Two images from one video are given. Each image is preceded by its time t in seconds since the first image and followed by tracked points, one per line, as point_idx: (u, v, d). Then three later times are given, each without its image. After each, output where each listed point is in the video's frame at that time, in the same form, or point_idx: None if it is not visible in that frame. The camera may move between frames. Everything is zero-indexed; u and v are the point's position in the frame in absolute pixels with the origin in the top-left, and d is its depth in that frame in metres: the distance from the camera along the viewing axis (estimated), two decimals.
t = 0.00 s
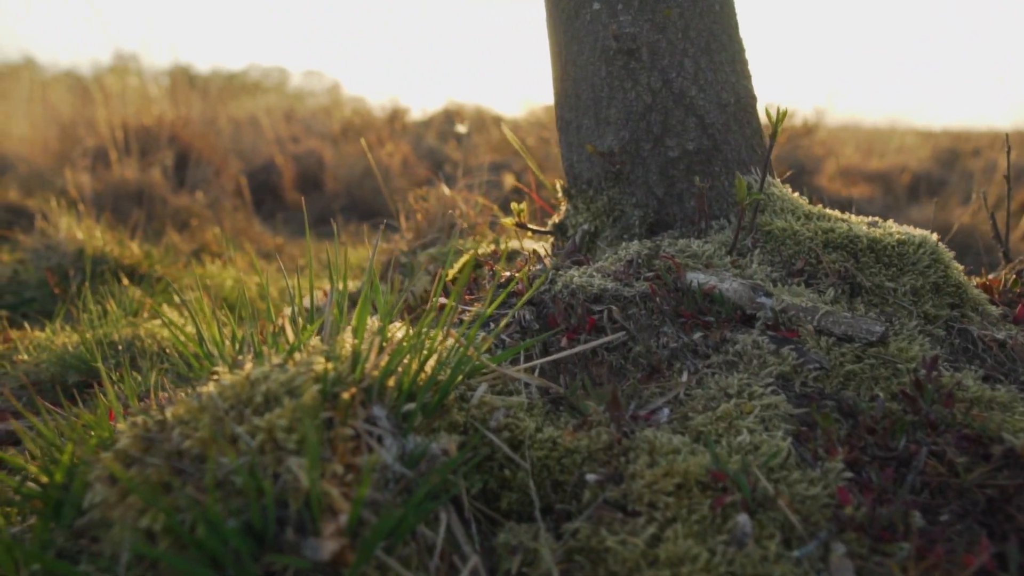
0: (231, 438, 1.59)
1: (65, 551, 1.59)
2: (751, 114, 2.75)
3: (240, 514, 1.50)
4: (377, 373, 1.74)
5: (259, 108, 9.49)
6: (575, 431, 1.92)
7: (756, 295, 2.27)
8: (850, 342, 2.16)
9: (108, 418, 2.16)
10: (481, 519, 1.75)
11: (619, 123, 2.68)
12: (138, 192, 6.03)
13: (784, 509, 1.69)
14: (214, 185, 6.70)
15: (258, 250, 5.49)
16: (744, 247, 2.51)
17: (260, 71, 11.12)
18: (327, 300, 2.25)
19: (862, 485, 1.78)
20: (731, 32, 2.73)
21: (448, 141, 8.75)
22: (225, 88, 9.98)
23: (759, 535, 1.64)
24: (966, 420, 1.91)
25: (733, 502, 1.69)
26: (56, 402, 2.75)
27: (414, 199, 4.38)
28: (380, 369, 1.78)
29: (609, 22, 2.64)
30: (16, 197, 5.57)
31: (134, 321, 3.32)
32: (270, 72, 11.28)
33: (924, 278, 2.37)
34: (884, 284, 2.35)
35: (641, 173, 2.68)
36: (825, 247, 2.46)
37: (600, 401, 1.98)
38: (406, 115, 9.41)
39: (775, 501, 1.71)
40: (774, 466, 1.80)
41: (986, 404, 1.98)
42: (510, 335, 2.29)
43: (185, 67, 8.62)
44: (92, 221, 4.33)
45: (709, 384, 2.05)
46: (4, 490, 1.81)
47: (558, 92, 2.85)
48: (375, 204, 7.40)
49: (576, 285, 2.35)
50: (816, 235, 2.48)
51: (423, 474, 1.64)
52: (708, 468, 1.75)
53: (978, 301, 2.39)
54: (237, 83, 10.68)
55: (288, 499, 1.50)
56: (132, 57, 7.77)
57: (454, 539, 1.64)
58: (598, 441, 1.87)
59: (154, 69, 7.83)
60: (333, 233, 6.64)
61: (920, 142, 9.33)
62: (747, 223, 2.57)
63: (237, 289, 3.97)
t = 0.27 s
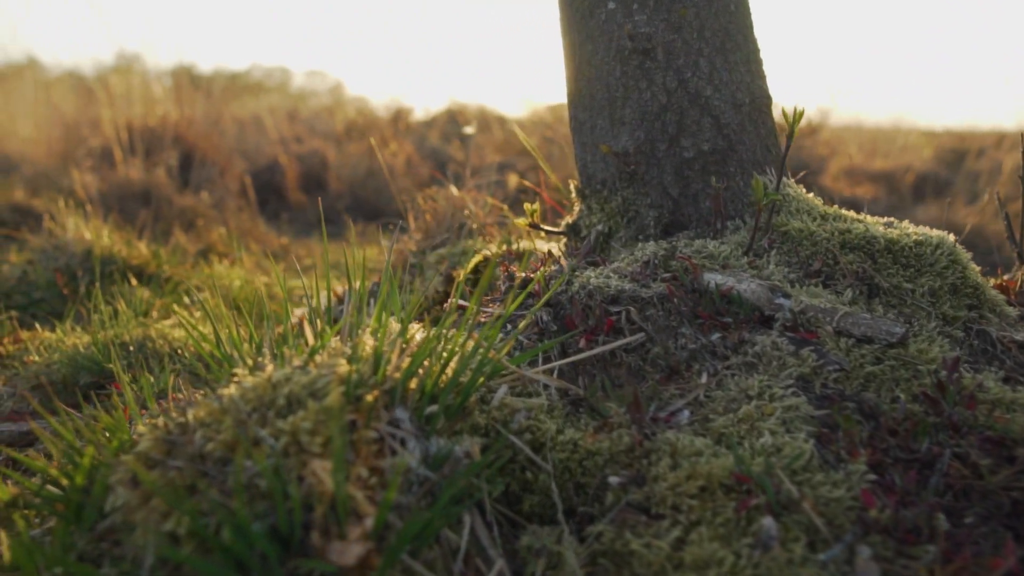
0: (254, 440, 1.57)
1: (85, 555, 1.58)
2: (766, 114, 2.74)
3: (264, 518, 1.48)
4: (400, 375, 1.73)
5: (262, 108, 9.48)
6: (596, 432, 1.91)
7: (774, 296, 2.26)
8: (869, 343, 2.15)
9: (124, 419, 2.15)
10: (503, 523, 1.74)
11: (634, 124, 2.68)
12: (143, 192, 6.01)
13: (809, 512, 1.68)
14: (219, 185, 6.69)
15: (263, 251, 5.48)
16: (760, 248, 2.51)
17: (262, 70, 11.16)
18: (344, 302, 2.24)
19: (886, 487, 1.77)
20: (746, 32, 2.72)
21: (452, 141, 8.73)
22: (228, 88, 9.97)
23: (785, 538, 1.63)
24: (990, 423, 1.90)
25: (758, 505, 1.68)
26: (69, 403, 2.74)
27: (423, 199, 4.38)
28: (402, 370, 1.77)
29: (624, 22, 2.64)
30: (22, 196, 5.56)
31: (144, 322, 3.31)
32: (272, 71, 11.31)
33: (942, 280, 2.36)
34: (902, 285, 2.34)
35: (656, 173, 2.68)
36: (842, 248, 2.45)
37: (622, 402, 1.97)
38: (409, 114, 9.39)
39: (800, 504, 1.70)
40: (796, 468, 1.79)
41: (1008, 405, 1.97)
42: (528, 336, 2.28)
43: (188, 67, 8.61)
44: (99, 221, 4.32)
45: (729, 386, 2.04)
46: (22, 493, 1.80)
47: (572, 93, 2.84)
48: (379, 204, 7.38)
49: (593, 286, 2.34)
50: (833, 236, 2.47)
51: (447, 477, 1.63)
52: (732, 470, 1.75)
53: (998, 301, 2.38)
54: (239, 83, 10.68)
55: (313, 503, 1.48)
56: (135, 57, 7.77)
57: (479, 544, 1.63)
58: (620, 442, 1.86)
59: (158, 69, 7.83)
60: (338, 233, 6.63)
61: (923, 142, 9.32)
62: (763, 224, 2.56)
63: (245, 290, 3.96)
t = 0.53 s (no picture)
0: (278, 441, 1.55)
1: (108, 557, 1.57)
2: (781, 114, 2.74)
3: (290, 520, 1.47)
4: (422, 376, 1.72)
5: (265, 108, 9.48)
6: (617, 434, 1.90)
7: (792, 297, 2.25)
8: (888, 344, 2.14)
9: (141, 420, 2.15)
10: (525, 525, 1.73)
11: (648, 124, 2.68)
12: (147, 192, 6.01)
13: (833, 514, 1.67)
14: (223, 185, 6.68)
15: (269, 250, 5.47)
16: (776, 248, 2.50)
17: (264, 70, 11.16)
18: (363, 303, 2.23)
19: (909, 489, 1.76)
20: (761, 32, 2.71)
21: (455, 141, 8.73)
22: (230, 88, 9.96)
23: (810, 540, 1.63)
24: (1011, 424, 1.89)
25: (782, 506, 1.67)
26: (81, 404, 2.74)
27: (430, 199, 4.37)
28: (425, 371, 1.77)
29: (639, 22, 2.63)
30: (27, 196, 5.55)
31: (155, 322, 3.30)
32: (273, 71, 11.30)
33: (959, 280, 2.36)
34: (919, 285, 2.34)
35: (670, 173, 2.67)
36: (859, 249, 2.45)
37: (643, 404, 1.97)
38: (412, 114, 9.38)
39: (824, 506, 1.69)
40: (820, 470, 1.78)
41: None
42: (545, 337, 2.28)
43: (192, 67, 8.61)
44: (107, 221, 4.32)
45: (748, 387, 2.04)
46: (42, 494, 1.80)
47: (586, 93, 2.84)
48: (383, 204, 7.37)
49: (610, 287, 2.34)
50: (849, 236, 2.47)
51: (472, 479, 1.62)
52: (755, 471, 1.74)
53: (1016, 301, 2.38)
54: (241, 83, 10.67)
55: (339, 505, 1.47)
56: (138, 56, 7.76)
57: (503, 546, 1.62)
58: (641, 444, 1.85)
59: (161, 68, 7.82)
60: (342, 233, 6.61)
61: (926, 142, 9.32)
62: (778, 224, 2.56)
63: (254, 290, 3.96)
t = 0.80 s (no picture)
0: (301, 443, 1.55)
1: (130, 558, 1.56)
2: (794, 114, 2.73)
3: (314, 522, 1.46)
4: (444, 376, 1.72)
5: (268, 108, 9.47)
6: (637, 435, 1.90)
7: (809, 297, 2.25)
8: (906, 345, 2.14)
9: (157, 421, 2.14)
10: (547, 526, 1.73)
11: (662, 123, 2.67)
12: (151, 192, 6.00)
13: (856, 515, 1.67)
14: (226, 185, 6.67)
15: (274, 250, 5.46)
16: (791, 249, 2.50)
17: (266, 69, 11.17)
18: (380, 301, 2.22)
19: (931, 489, 1.74)
20: (775, 32, 2.71)
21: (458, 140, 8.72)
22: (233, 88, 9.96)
23: (833, 540, 1.62)
24: None
25: (806, 507, 1.67)
26: (92, 404, 2.73)
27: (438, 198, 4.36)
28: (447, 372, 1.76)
29: (653, 22, 2.63)
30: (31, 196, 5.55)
31: (165, 322, 3.29)
32: (275, 70, 11.30)
33: (976, 281, 2.35)
34: (936, 286, 2.33)
35: (684, 173, 2.67)
36: (875, 249, 2.44)
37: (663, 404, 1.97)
38: (415, 113, 9.37)
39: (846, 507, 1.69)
40: (842, 470, 1.78)
41: None
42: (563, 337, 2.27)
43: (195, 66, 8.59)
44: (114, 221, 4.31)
45: (767, 387, 2.03)
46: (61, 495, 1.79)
47: (598, 93, 2.84)
48: (386, 204, 7.36)
49: (626, 287, 2.34)
50: (865, 236, 2.47)
51: (495, 479, 1.62)
52: (778, 472, 1.74)
53: None
54: (243, 82, 10.67)
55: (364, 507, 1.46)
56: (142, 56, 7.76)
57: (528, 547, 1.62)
58: (661, 445, 1.85)
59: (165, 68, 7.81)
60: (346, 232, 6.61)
61: (929, 142, 9.31)
62: (793, 224, 2.55)
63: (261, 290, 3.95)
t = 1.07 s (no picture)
0: (325, 445, 1.54)
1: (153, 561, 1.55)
2: (808, 114, 2.73)
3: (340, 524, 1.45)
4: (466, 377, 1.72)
5: (269, 108, 9.46)
6: (657, 435, 1.89)
7: (827, 297, 2.24)
8: (925, 345, 2.13)
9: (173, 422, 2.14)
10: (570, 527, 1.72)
11: (676, 123, 2.68)
12: (155, 192, 5.99)
13: (880, 516, 1.64)
14: (230, 185, 6.66)
15: (279, 250, 5.46)
16: (807, 249, 2.49)
17: (267, 69, 11.16)
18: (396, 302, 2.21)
19: (953, 490, 1.72)
20: (789, 31, 2.70)
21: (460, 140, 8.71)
22: (234, 88, 9.95)
23: (859, 542, 1.60)
24: None
25: (830, 509, 1.66)
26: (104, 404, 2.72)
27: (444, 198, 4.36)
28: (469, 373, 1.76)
29: (668, 22, 2.63)
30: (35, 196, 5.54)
31: (175, 323, 3.28)
32: (276, 70, 11.29)
33: (993, 281, 2.35)
34: (953, 286, 2.33)
35: (698, 173, 2.66)
36: (891, 249, 2.44)
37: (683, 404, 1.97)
38: (417, 113, 9.37)
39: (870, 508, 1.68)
40: (864, 471, 1.77)
41: None
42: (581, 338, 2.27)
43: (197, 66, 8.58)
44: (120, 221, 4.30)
45: (786, 388, 2.03)
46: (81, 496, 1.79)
47: (613, 94, 2.85)
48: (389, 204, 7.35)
49: (643, 288, 2.34)
50: (881, 236, 2.46)
51: (519, 481, 1.61)
52: (801, 473, 1.73)
53: None
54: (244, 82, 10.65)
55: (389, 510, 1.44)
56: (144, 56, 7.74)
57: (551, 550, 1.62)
58: (681, 445, 1.84)
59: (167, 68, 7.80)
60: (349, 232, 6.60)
61: (930, 141, 9.32)
62: (808, 225, 2.55)
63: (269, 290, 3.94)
